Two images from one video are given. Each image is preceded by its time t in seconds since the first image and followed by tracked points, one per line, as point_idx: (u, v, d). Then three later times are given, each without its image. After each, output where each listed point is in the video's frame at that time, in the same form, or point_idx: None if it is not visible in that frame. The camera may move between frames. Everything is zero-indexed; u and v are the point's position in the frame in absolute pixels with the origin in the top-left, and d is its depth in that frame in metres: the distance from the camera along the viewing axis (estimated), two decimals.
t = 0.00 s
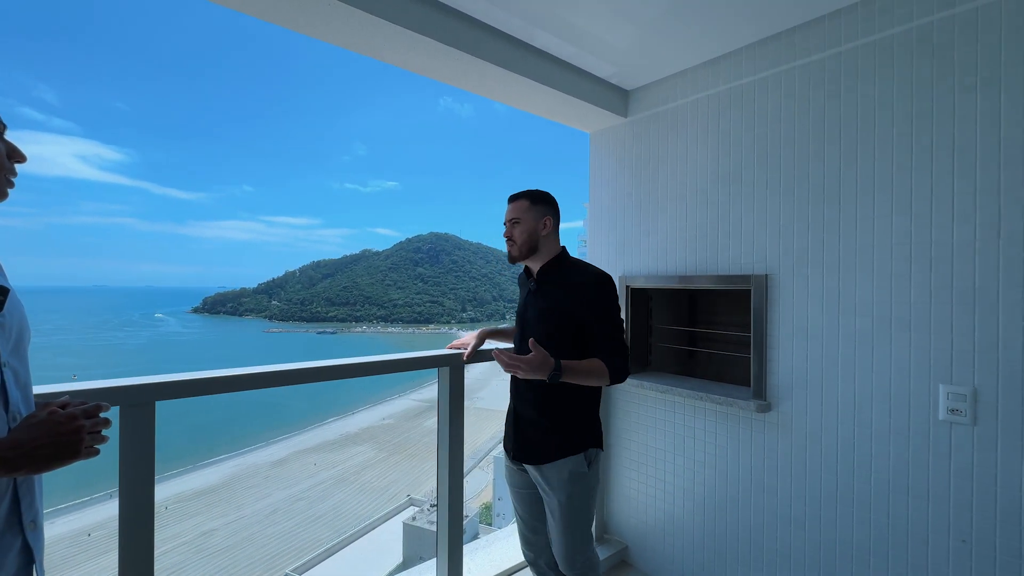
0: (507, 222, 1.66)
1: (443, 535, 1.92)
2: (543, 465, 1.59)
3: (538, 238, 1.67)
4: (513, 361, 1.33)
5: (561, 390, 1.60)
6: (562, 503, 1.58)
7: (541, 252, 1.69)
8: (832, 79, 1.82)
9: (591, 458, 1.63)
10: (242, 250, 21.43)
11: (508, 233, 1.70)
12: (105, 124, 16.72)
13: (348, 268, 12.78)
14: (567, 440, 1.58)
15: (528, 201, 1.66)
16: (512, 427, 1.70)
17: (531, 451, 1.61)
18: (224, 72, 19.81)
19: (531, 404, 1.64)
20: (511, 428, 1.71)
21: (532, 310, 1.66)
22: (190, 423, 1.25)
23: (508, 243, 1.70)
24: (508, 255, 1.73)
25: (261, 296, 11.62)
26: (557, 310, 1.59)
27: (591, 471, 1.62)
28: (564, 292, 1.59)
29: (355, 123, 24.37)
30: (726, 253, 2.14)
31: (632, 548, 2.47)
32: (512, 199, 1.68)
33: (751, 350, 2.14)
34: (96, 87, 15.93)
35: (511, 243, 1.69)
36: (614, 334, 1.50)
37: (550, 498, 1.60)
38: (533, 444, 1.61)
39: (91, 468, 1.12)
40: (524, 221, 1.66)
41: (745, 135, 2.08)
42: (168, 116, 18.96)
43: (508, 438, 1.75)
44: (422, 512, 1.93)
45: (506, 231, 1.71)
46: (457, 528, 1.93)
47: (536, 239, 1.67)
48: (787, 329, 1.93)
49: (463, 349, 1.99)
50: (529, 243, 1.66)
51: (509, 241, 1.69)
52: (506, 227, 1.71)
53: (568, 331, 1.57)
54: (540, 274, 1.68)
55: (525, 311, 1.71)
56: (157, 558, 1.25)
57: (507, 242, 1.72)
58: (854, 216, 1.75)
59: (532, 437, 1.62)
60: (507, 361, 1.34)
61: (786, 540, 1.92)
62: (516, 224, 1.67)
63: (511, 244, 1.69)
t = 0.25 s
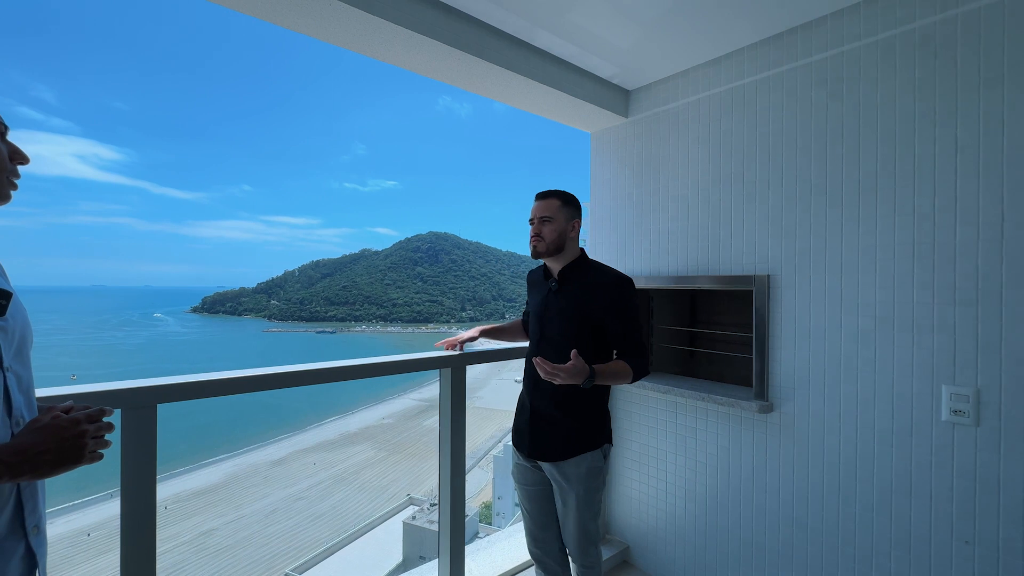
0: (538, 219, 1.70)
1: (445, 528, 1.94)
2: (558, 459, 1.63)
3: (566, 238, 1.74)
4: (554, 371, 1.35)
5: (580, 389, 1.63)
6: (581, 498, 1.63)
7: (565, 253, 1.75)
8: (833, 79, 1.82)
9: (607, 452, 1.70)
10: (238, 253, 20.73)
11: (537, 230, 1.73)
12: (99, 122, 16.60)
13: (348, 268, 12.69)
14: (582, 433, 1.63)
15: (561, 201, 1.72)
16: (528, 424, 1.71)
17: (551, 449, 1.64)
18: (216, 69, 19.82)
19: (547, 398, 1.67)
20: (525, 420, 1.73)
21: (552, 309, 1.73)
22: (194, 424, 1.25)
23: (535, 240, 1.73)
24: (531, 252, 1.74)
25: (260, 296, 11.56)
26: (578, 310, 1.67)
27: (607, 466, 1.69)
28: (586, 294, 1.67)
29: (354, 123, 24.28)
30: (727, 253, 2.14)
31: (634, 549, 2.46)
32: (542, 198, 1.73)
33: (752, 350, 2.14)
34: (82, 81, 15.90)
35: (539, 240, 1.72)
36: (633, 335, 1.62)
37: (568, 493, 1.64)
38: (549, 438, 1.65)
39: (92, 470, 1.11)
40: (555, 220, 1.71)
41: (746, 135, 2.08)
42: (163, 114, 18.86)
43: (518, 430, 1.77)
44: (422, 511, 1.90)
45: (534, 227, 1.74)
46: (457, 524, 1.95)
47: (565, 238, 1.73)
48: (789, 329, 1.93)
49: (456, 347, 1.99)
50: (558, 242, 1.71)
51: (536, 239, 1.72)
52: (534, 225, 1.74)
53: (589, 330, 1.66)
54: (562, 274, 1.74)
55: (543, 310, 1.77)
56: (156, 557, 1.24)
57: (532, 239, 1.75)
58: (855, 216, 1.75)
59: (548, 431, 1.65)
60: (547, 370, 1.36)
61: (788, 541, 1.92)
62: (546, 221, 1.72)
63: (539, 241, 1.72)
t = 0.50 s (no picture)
0: (559, 219, 1.79)
1: (444, 529, 1.92)
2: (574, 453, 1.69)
3: (585, 237, 1.83)
4: (571, 363, 1.45)
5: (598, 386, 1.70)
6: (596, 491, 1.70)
7: (584, 253, 1.84)
8: (832, 78, 1.82)
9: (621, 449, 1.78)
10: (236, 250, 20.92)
11: (557, 230, 1.83)
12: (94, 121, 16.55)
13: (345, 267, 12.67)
14: (598, 429, 1.69)
15: (580, 202, 1.81)
16: (546, 419, 1.77)
17: (569, 443, 1.70)
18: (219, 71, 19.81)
19: (566, 393, 1.73)
20: (543, 415, 1.79)
21: (572, 307, 1.82)
22: (193, 423, 1.25)
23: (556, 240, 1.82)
24: (552, 252, 1.84)
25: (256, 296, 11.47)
26: (598, 309, 1.76)
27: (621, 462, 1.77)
28: (605, 292, 1.77)
29: (351, 121, 24.20)
30: (726, 253, 2.15)
31: (632, 548, 2.47)
32: (562, 199, 1.83)
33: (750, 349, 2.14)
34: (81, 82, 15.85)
35: (560, 240, 1.82)
36: (649, 332, 1.72)
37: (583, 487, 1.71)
38: (565, 432, 1.71)
39: (88, 471, 1.10)
40: (575, 220, 1.81)
41: (745, 134, 2.08)
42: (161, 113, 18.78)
43: (535, 425, 1.82)
44: (419, 511, 1.89)
45: (554, 227, 1.83)
46: (457, 525, 1.94)
47: (584, 239, 1.82)
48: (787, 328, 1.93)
49: (455, 348, 1.98)
50: (578, 241, 1.81)
51: (557, 238, 1.81)
52: (555, 226, 1.84)
53: (607, 327, 1.75)
54: (581, 274, 1.83)
55: (563, 308, 1.85)
56: (153, 557, 1.23)
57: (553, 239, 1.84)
58: (854, 216, 1.75)
59: (566, 426, 1.72)
60: (564, 362, 1.45)
61: (787, 539, 1.93)
62: (567, 222, 1.81)
63: (560, 240, 1.81)
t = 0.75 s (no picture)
0: (566, 217, 1.81)
1: (437, 529, 1.91)
2: (581, 447, 1.75)
3: (590, 235, 1.84)
4: (582, 360, 1.48)
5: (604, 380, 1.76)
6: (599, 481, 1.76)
7: (591, 250, 1.86)
8: (826, 76, 1.82)
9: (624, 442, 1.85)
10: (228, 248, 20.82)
11: (564, 228, 1.84)
12: (83, 118, 16.43)
13: (337, 266, 12.61)
14: (604, 425, 1.75)
15: (586, 201, 1.84)
16: (554, 410, 1.81)
17: (575, 434, 1.76)
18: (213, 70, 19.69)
19: (574, 387, 1.78)
20: (550, 406, 1.83)
21: (579, 305, 1.83)
22: (180, 425, 1.22)
23: (563, 237, 1.84)
24: (558, 249, 1.85)
25: (249, 295, 11.39)
26: (604, 306, 1.78)
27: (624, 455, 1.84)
28: (612, 290, 1.79)
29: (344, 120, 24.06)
30: (719, 251, 2.15)
31: (625, 546, 2.47)
32: (568, 197, 1.86)
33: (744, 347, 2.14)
34: (71, 80, 15.72)
35: (566, 237, 1.83)
36: (655, 328, 1.74)
37: (587, 477, 1.78)
38: (573, 426, 1.76)
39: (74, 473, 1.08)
40: (581, 218, 1.83)
41: (738, 133, 2.08)
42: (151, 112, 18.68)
43: (540, 414, 1.86)
44: (414, 510, 1.87)
45: (561, 225, 1.85)
46: (451, 524, 1.93)
47: (590, 236, 1.84)
48: (781, 326, 1.94)
49: (449, 348, 1.96)
50: (585, 238, 1.83)
51: (563, 235, 1.83)
52: (561, 223, 1.86)
53: (613, 324, 1.78)
54: (587, 272, 1.84)
55: (569, 306, 1.87)
56: (141, 558, 1.21)
57: (559, 237, 1.85)
58: (846, 214, 1.76)
59: (573, 419, 1.77)
60: (575, 360, 1.49)
61: (780, 536, 1.94)
62: (573, 220, 1.84)
63: (566, 238, 1.83)
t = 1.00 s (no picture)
0: (560, 219, 1.82)
1: (423, 529, 1.90)
2: (572, 442, 1.76)
3: (584, 236, 1.86)
4: (572, 362, 1.50)
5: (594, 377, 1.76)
6: (586, 474, 1.78)
7: (583, 250, 1.87)
8: (808, 77, 1.84)
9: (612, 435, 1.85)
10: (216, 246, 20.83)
11: (557, 229, 1.85)
12: (74, 116, 16.02)
13: (327, 264, 12.53)
14: (594, 422, 1.76)
15: (579, 202, 1.84)
16: (543, 405, 1.81)
17: (563, 429, 1.77)
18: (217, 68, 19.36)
19: (564, 384, 1.78)
20: (540, 401, 1.83)
21: (570, 304, 1.84)
22: (164, 428, 1.21)
23: (556, 239, 1.85)
24: (553, 250, 1.86)
25: (236, 294, 11.19)
26: (595, 304, 1.79)
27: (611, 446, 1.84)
28: (603, 288, 1.79)
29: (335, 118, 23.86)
30: (705, 250, 2.16)
31: (612, 543, 2.48)
32: (560, 199, 1.85)
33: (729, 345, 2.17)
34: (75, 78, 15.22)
35: (560, 238, 1.84)
36: (645, 326, 1.76)
37: (575, 471, 1.79)
38: (562, 420, 1.77)
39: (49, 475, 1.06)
40: (574, 219, 1.84)
41: (723, 133, 2.10)
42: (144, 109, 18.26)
43: (529, 408, 1.85)
44: (404, 510, 1.89)
45: (555, 226, 1.86)
46: (437, 525, 1.92)
47: (583, 237, 1.85)
48: (764, 324, 1.96)
49: (435, 347, 1.95)
50: (578, 240, 1.84)
51: (557, 237, 1.84)
52: (554, 225, 1.86)
53: (604, 323, 1.79)
54: (580, 271, 1.85)
55: (561, 304, 1.88)
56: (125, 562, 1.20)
57: (552, 238, 1.86)
58: (827, 213, 1.78)
59: (564, 414, 1.77)
60: (565, 361, 1.51)
61: (761, 531, 1.96)
62: (566, 221, 1.84)
63: (560, 239, 1.84)
